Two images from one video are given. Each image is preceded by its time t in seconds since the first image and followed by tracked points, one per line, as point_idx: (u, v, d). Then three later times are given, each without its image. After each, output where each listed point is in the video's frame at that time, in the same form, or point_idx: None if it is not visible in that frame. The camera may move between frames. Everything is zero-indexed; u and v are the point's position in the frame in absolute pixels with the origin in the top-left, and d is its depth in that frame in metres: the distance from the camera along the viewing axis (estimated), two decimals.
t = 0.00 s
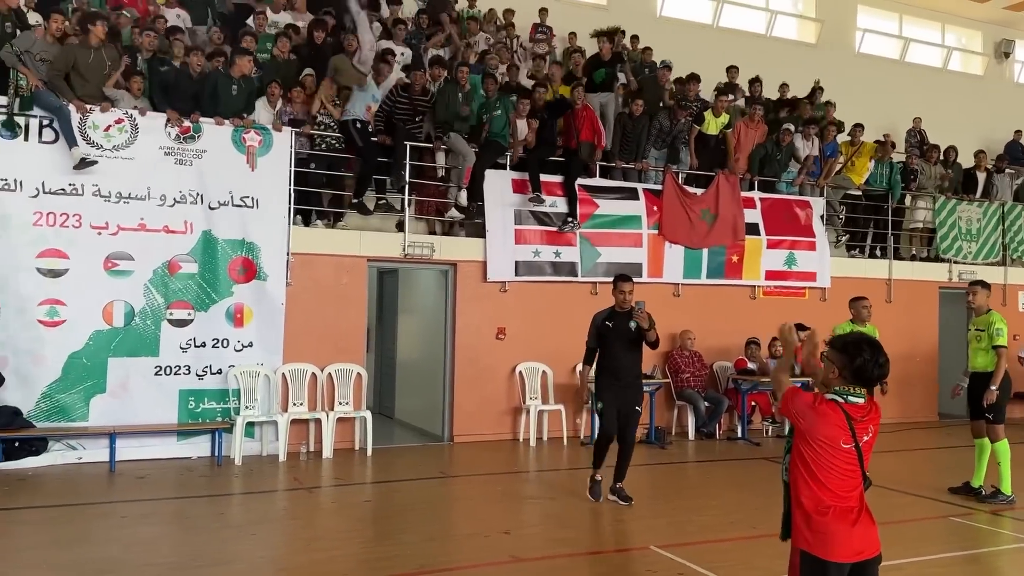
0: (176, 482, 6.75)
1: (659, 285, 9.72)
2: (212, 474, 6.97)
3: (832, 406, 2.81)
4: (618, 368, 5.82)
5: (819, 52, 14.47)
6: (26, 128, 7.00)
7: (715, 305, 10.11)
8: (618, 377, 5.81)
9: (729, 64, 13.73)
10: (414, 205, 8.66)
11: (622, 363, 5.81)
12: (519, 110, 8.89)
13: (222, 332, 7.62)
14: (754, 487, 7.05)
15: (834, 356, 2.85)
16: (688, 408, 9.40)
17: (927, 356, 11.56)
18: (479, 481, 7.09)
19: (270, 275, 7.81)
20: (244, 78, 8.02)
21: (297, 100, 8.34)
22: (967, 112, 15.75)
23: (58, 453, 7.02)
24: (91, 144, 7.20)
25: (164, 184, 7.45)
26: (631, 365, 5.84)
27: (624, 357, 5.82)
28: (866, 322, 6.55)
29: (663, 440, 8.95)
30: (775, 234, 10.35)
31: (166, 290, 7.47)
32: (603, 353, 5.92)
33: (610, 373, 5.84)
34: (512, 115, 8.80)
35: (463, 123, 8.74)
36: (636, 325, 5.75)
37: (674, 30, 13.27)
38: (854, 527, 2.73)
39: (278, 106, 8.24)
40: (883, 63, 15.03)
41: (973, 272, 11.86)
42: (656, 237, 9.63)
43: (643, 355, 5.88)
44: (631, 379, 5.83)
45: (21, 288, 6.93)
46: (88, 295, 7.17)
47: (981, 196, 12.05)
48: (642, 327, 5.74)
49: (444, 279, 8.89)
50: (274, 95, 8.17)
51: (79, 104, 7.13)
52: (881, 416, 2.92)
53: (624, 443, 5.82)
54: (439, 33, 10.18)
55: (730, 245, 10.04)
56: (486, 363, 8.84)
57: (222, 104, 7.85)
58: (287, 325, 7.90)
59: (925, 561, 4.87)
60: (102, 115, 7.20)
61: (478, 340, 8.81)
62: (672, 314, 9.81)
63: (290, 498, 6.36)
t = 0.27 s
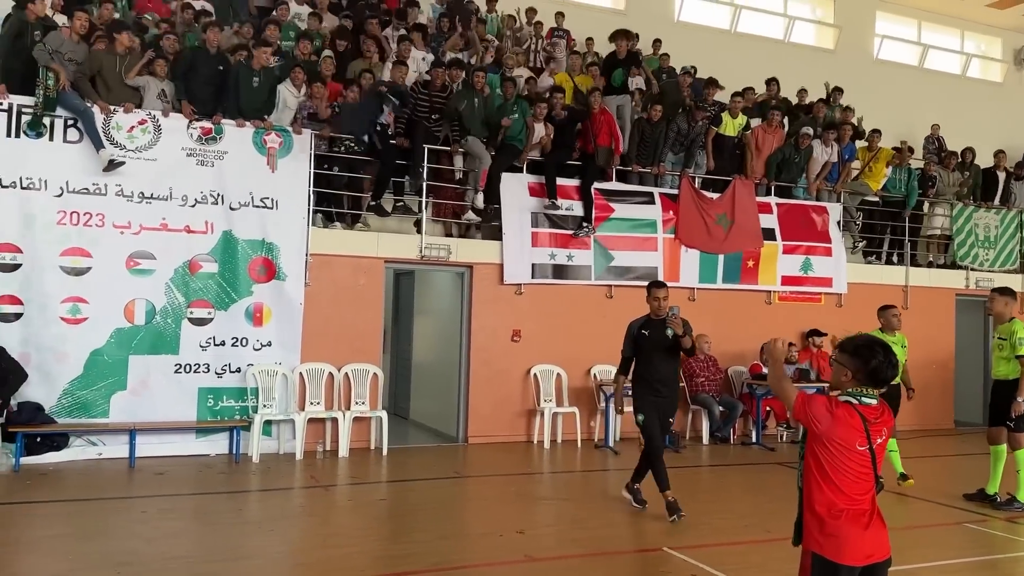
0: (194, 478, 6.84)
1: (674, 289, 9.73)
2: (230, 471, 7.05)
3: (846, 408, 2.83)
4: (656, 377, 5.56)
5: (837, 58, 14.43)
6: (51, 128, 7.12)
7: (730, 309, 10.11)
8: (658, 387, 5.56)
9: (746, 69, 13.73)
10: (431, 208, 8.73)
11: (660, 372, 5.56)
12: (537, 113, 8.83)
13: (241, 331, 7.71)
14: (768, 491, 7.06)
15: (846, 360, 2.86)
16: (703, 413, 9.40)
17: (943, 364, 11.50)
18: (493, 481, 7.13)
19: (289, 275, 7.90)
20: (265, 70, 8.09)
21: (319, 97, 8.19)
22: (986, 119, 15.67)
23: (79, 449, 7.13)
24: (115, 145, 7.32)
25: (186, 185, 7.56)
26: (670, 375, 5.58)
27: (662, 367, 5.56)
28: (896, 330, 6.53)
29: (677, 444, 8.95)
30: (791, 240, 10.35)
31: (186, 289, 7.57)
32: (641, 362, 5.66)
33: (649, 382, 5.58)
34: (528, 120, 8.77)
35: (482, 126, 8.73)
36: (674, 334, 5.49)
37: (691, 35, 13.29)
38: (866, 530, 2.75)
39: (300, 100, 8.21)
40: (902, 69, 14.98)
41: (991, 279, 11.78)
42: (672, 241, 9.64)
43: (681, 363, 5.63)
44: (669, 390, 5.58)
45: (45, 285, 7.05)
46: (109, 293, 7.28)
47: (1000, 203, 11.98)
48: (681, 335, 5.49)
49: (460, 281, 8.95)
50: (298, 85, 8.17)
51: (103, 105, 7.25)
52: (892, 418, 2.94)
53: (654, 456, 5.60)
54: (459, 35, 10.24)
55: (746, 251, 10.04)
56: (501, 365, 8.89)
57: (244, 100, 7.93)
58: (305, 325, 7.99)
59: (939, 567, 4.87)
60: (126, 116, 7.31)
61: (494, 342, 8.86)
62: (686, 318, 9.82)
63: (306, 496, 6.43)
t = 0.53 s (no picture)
0: (217, 476, 6.98)
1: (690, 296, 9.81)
2: (252, 470, 7.19)
3: (861, 409, 2.91)
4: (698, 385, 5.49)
5: (856, 68, 14.46)
6: (83, 133, 7.31)
7: (746, 317, 10.16)
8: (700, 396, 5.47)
9: (765, 79, 13.79)
10: (451, 214, 8.87)
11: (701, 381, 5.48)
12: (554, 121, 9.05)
13: (264, 333, 7.87)
14: (783, 498, 7.10)
15: (862, 365, 2.83)
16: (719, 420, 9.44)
17: (961, 374, 11.47)
18: (509, 484, 7.21)
19: (311, 278, 8.05)
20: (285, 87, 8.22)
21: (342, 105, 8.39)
22: (1005, 130, 15.62)
23: (105, 447, 7.28)
24: (144, 149, 7.50)
25: (212, 189, 7.74)
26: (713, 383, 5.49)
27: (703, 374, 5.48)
28: (929, 337, 6.55)
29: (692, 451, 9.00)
30: (808, 248, 10.38)
31: (211, 291, 7.74)
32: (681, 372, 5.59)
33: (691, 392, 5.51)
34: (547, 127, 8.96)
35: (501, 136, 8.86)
36: (712, 341, 5.37)
37: (710, 45, 13.38)
38: (881, 531, 2.80)
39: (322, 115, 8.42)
40: (921, 80, 14.98)
41: (1009, 290, 11.75)
42: (689, 249, 9.71)
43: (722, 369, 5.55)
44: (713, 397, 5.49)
45: (75, 286, 7.23)
46: (137, 294, 7.45)
47: (1019, 214, 11.96)
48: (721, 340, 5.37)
49: (478, 286, 9.07)
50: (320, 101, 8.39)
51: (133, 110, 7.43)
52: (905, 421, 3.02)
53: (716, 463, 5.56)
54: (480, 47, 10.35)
55: (763, 259, 10.09)
56: (518, 370, 8.98)
57: (266, 114, 8.08)
58: (326, 328, 8.14)
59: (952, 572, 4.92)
60: (155, 122, 7.49)
61: (511, 346, 8.96)
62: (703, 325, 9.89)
63: (327, 494, 6.56)
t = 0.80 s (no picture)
0: (237, 475, 7.10)
1: (706, 304, 9.86)
2: (272, 470, 7.31)
3: (873, 411, 2.94)
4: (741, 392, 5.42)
5: (874, 79, 14.49)
6: (111, 139, 7.50)
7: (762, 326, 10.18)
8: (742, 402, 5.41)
9: (782, 89, 13.84)
10: (469, 220, 8.98)
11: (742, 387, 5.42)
12: (571, 129, 9.28)
13: (285, 336, 8.00)
14: (797, 504, 7.12)
15: (877, 366, 2.90)
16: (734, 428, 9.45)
17: (979, 386, 11.42)
18: (525, 486, 7.28)
19: (331, 283, 8.18)
20: (308, 85, 8.30)
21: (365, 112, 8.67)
22: None
23: (128, 446, 7.42)
24: (170, 155, 7.67)
25: (236, 194, 7.90)
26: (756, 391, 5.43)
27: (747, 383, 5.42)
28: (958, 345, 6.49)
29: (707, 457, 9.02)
30: (825, 257, 10.40)
31: (233, 294, 7.88)
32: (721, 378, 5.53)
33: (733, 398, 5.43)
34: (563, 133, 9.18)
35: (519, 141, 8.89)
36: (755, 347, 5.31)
37: (728, 55, 13.45)
38: (889, 529, 2.83)
39: (342, 114, 8.56)
40: (940, 91, 14.96)
41: None
42: (705, 257, 9.76)
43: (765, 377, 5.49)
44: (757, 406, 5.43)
45: (101, 288, 7.39)
46: (161, 296, 7.61)
47: None
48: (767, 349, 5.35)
49: (495, 291, 9.17)
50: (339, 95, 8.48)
51: (160, 117, 7.61)
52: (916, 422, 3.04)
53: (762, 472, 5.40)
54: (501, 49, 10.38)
55: (780, 268, 10.12)
56: (534, 375, 9.06)
57: (290, 115, 8.20)
58: (346, 331, 8.27)
59: None
60: (181, 128, 7.67)
61: (528, 352, 9.05)
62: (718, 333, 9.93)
63: (344, 494, 6.66)
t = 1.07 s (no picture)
0: (256, 468, 7.15)
1: (724, 304, 9.83)
2: (290, 464, 7.35)
3: (897, 392, 2.91)
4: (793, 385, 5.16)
5: (893, 84, 14.42)
6: (135, 135, 7.60)
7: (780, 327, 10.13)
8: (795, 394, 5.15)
9: (800, 93, 13.80)
10: (487, 219, 9.00)
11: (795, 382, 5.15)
12: (588, 128, 9.24)
13: (303, 332, 8.05)
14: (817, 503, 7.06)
15: (903, 349, 2.87)
16: (752, 429, 9.40)
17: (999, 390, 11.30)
18: (541, 483, 7.28)
19: (350, 280, 8.23)
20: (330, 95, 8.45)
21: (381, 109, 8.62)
22: None
23: (148, 439, 7.49)
24: (192, 152, 7.76)
25: (257, 191, 7.97)
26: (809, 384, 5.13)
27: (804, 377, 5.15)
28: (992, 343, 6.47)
29: (725, 458, 8.97)
30: (844, 259, 10.34)
31: (253, 290, 7.94)
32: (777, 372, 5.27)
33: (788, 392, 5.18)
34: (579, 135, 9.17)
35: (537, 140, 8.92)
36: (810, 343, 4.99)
37: (746, 59, 13.44)
38: (911, 511, 2.82)
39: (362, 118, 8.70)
40: (960, 96, 14.86)
41: None
42: (723, 257, 9.74)
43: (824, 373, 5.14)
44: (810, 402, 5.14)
45: (123, 282, 7.48)
46: (182, 291, 7.68)
47: None
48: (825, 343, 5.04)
49: (512, 291, 9.19)
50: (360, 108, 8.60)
51: (182, 114, 7.70)
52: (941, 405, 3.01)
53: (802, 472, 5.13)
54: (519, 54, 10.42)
55: (799, 268, 10.07)
56: (551, 374, 9.06)
57: (311, 119, 8.31)
58: (364, 328, 8.32)
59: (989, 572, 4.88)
60: (203, 125, 7.76)
61: (544, 351, 9.05)
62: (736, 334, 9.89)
63: (362, 486, 6.68)
